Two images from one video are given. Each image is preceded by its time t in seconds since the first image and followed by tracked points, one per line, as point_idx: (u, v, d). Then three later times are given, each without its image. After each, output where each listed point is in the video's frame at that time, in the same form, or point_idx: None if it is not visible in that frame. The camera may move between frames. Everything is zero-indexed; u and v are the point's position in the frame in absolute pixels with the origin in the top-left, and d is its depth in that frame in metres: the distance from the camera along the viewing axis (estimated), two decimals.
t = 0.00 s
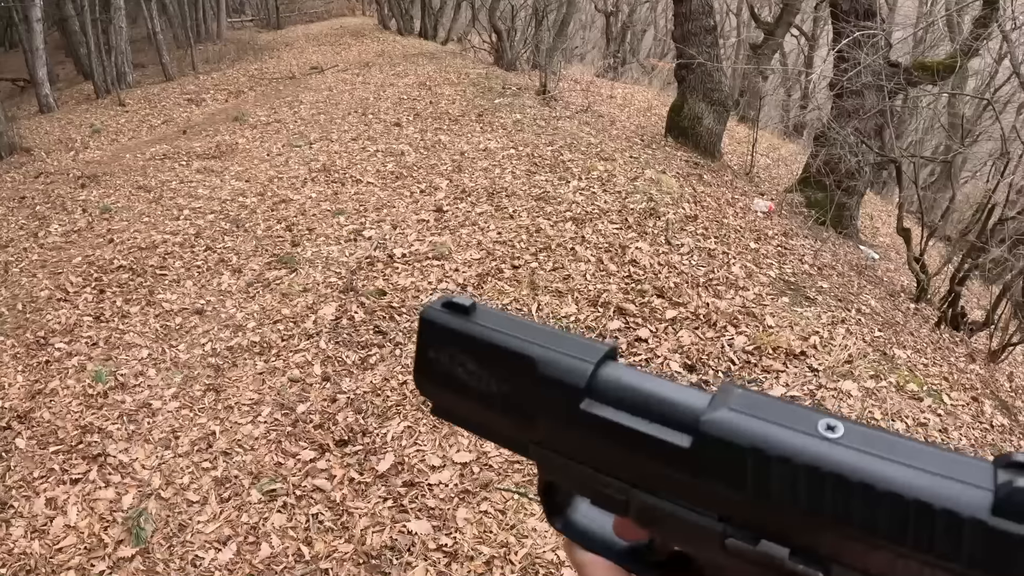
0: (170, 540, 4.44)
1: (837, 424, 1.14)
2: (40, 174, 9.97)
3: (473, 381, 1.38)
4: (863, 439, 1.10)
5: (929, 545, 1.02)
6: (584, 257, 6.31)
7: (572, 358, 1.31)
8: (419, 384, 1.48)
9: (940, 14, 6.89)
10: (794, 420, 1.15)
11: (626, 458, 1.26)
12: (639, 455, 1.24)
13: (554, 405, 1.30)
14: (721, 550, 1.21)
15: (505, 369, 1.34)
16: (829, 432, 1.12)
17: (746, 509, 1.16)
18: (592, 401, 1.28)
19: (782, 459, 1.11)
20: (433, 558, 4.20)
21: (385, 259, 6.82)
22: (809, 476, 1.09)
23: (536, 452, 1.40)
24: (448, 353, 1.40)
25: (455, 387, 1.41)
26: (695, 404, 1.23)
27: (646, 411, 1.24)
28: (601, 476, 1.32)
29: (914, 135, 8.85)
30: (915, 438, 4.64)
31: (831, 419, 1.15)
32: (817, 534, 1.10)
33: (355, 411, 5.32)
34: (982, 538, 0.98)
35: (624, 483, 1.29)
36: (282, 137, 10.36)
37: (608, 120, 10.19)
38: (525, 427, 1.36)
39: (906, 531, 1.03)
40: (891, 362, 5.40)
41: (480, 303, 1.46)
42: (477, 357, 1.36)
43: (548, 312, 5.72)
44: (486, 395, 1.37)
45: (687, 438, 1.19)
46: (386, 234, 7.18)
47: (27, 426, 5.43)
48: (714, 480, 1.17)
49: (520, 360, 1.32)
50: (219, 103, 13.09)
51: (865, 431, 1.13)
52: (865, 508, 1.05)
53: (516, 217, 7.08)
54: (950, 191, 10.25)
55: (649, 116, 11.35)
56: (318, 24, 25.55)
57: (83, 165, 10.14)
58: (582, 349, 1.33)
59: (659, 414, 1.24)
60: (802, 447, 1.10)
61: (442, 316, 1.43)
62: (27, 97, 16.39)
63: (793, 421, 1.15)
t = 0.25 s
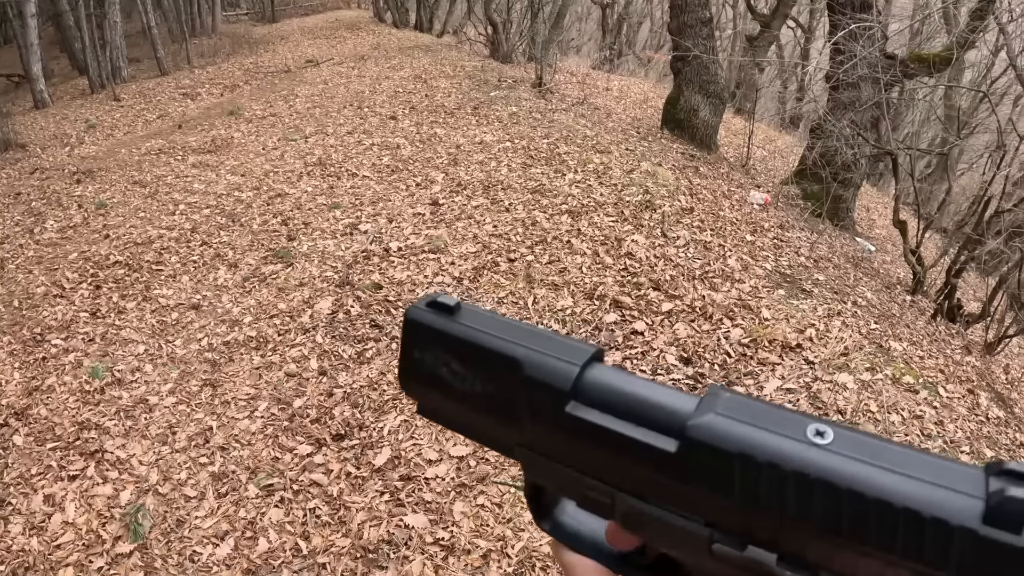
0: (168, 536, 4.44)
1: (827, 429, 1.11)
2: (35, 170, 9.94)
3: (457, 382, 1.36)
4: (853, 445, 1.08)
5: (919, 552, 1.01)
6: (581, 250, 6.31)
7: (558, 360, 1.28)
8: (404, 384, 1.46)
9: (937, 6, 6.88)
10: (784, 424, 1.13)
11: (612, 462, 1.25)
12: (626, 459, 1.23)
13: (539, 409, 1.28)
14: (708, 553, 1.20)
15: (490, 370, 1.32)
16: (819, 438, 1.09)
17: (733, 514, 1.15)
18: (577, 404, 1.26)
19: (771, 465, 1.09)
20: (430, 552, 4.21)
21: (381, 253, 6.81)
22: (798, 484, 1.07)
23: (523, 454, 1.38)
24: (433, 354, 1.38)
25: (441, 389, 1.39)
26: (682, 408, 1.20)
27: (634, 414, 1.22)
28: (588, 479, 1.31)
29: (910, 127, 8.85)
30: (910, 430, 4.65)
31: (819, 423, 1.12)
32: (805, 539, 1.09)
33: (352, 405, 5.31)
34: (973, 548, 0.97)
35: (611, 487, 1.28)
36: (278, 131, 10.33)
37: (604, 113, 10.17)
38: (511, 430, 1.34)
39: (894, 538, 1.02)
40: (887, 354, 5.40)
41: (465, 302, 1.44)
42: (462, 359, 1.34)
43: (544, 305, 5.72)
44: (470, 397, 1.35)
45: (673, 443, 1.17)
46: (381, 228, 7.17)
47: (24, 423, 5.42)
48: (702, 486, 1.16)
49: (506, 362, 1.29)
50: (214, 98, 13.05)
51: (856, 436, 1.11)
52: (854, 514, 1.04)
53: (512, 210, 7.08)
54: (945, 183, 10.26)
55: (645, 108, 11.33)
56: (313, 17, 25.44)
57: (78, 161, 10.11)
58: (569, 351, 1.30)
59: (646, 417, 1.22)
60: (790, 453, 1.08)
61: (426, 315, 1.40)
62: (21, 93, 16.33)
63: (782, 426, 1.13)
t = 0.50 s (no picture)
0: (167, 531, 4.45)
1: (817, 429, 1.09)
2: (31, 166, 9.91)
3: (450, 383, 1.34)
4: (843, 446, 1.06)
5: (908, 554, 0.99)
6: (577, 243, 6.31)
7: (549, 361, 1.26)
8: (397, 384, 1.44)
9: None
10: (773, 425, 1.11)
11: (604, 463, 1.23)
12: (617, 460, 1.21)
13: (531, 410, 1.26)
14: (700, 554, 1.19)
15: (482, 371, 1.29)
16: (808, 439, 1.07)
17: (724, 515, 1.13)
18: (570, 405, 1.24)
19: (761, 467, 1.07)
20: (428, 545, 4.22)
21: (378, 246, 6.80)
22: (789, 486, 1.05)
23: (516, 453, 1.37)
24: (426, 354, 1.36)
25: (434, 389, 1.37)
26: (673, 409, 1.18)
27: (624, 415, 1.20)
28: (581, 479, 1.29)
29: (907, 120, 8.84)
30: (907, 422, 4.66)
31: (809, 424, 1.10)
32: (795, 540, 1.07)
33: (349, 399, 5.31)
34: (961, 550, 0.95)
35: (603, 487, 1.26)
36: (274, 125, 10.31)
37: (600, 105, 10.16)
38: (503, 430, 1.33)
39: (884, 540, 1.00)
40: (883, 347, 5.40)
41: (459, 303, 1.41)
42: (454, 359, 1.32)
43: (541, 298, 5.72)
44: (463, 398, 1.33)
45: (665, 444, 1.15)
46: (378, 221, 7.16)
47: (22, 419, 5.42)
48: (692, 487, 1.14)
49: (497, 363, 1.27)
50: (210, 92, 13.02)
51: (846, 436, 1.09)
52: (844, 516, 1.02)
53: (509, 204, 7.08)
54: (942, 176, 10.26)
55: (642, 100, 11.31)
56: (308, 11, 25.34)
57: (74, 156, 10.09)
58: (560, 351, 1.28)
59: (637, 418, 1.20)
60: (780, 454, 1.06)
61: (418, 315, 1.38)
62: (17, 89, 16.27)
63: (772, 427, 1.11)
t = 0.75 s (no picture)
0: (167, 526, 4.46)
1: (808, 423, 1.08)
2: (28, 162, 9.89)
3: (450, 380, 1.32)
4: (835, 439, 1.04)
5: (897, 545, 0.97)
6: (575, 236, 6.31)
7: (546, 356, 1.24)
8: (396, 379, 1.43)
9: None
10: (765, 418, 1.09)
11: (601, 456, 1.22)
12: (613, 453, 1.19)
13: (528, 404, 1.24)
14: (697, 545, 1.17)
15: (481, 368, 1.28)
16: (801, 433, 1.06)
17: (719, 508, 1.12)
18: (568, 400, 1.22)
19: (754, 459, 1.06)
20: (427, 538, 4.23)
21: (375, 240, 6.80)
22: (782, 479, 1.03)
23: (515, 448, 1.35)
24: (424, 350, 1.34)
25: (433, 386, 1.35)
26: (668, 403, 1.17)
27: (620, 409, 1.19)
28: (579, 472, 1.28)
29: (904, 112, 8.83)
30: (903, 414, 4.68)
31: (801, 417, 1.09)
32: (788, 530, 1.06)
33: (347, 392, 5.32)
34: (950, 539, 0.93)
35: (601, 480, 1.25)
36: (270, 119, 10.30)
37: (597, 98, 10.15)
38: (502, 425, 1.31)
39: (876, 531, 0.98)
40: (880, 339, 5.42)
41: (457, 299, 1.39)
42: (453, 355, 1.30)
43: (538, 292, 5.74)
44: (462, 395, 1.32)
45: (660, 438, 1.14)
46: (375, 215, 7.17)
47: (21, 415, 5.42)
48: (687, 480, 1.13)
49: (494, 359, 1.26)
50: (206, 86, 12.99)
51: (839, 430, 1.07)
52: (836, 508, 1.00)
53: (506, 197, 7.08)
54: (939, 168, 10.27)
55: (639, 93, 11.30)
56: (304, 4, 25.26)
57: (71, 152, 10.07)
58: (556, 347, 1.26)
59: (633, 412, 1.18)
60: (772, 448, 1.05)
61: (417, 312, 1.36)
62: (12, 85, 16.23)
63: (765, 420, 1.09)
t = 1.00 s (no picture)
0: (166, 519, 4.48)
1: (786, 404, 1.09)
2: (24, 157, 9.88)
3: (441, 365, 1.33)
4: (811, 420, 1.05)
5: (868, 522, 0.98)
6: (572, 229, 6.32)
7: (532, 339, 1.25)
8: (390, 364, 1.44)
9: None
10: (742, 399, 1.10)
11: (586, 437, 1.23)
12: (598, 434, 1.21)
13: (516, 387, 1.26)
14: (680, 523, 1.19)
15: (471, 352, 1.29)
16: (776, 413, 1.06)
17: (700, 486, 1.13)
18: (554, 382, 1.23)
19: (731, 439, 1.07)
20: (425, 529, 4.25)
21: (372, 233, 6.81)
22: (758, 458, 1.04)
23: (505, 429, 1.36)
24: (416, 336, 1.35)
25: (425, 370, 1.36)
26: (649, 385, 1.18)
27: (604, 391, 1.20)
28: (566, 453, 1.29)
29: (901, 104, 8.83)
30: (899, 405, 4.70)
31: (779, 399, 1.09)
32: (766, 507, 1.07)
33: (345, 385, 5.34)
34: (921, 516, 0.94)
35: (587, 460, 1.26)
36: (267, 113, 10.28)
37: (594, 91, 10.14)
38: (492, 407, 1.32)
39: (849, 508, 0.99)
40: (876, 331, 5.43)
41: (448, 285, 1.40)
42: (444, 340, 1.31)
43: (535, 284, 5.75)
44: (454, 379, 1.33)
45: (642, 418, 1.15)
46: (372, 209, 7.17)
47: (20, 411, 5.43)
48: (667, 459, 1.14)
49: (483, 343, 1.27)
50: (203, 80, 12.97)
51: (816, 411, 1.08)
52: (810, 485, 1.01)
53: (503, 189, 7.09)
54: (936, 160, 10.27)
55: (635, 86, 11.29)
56: None
57: (67, 147, 10.05)
58: (543, 331, 1.27)
59: (617, 393, 1.19)
60: (748, 428, 1.05)
61: (408, 298, 1.37)
62: (8, 80, 16.18)
63: (743, 401, 1.10)
